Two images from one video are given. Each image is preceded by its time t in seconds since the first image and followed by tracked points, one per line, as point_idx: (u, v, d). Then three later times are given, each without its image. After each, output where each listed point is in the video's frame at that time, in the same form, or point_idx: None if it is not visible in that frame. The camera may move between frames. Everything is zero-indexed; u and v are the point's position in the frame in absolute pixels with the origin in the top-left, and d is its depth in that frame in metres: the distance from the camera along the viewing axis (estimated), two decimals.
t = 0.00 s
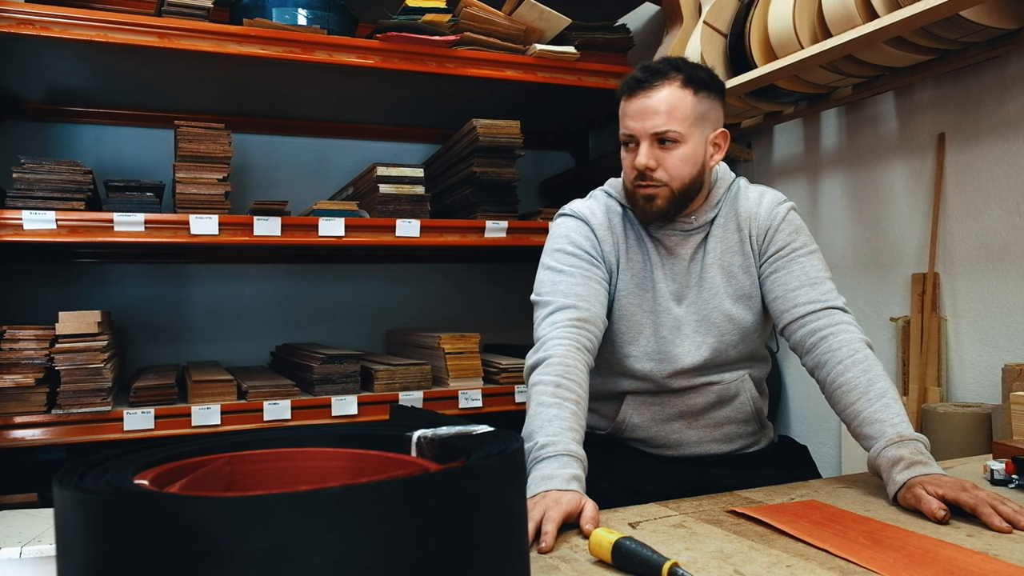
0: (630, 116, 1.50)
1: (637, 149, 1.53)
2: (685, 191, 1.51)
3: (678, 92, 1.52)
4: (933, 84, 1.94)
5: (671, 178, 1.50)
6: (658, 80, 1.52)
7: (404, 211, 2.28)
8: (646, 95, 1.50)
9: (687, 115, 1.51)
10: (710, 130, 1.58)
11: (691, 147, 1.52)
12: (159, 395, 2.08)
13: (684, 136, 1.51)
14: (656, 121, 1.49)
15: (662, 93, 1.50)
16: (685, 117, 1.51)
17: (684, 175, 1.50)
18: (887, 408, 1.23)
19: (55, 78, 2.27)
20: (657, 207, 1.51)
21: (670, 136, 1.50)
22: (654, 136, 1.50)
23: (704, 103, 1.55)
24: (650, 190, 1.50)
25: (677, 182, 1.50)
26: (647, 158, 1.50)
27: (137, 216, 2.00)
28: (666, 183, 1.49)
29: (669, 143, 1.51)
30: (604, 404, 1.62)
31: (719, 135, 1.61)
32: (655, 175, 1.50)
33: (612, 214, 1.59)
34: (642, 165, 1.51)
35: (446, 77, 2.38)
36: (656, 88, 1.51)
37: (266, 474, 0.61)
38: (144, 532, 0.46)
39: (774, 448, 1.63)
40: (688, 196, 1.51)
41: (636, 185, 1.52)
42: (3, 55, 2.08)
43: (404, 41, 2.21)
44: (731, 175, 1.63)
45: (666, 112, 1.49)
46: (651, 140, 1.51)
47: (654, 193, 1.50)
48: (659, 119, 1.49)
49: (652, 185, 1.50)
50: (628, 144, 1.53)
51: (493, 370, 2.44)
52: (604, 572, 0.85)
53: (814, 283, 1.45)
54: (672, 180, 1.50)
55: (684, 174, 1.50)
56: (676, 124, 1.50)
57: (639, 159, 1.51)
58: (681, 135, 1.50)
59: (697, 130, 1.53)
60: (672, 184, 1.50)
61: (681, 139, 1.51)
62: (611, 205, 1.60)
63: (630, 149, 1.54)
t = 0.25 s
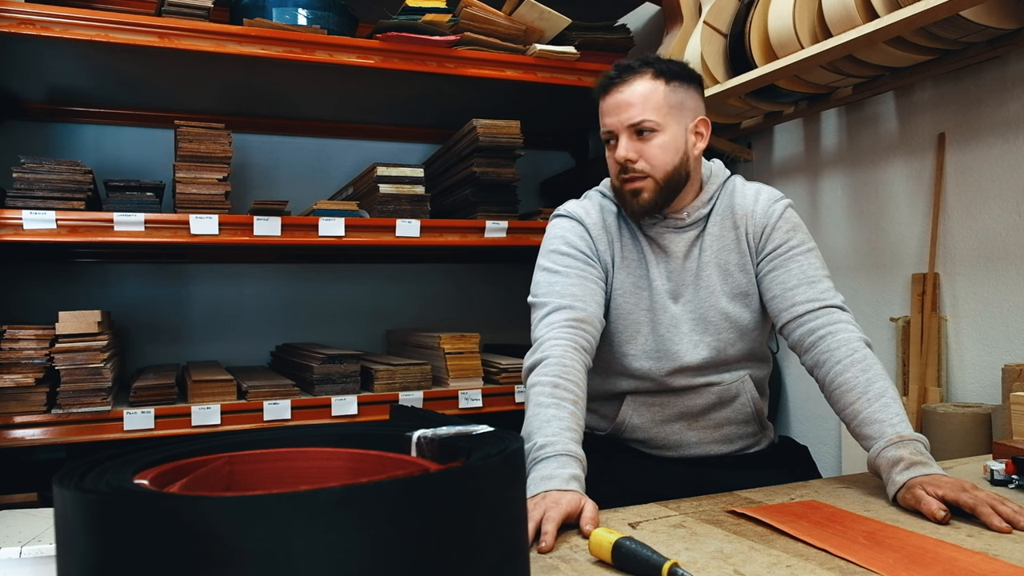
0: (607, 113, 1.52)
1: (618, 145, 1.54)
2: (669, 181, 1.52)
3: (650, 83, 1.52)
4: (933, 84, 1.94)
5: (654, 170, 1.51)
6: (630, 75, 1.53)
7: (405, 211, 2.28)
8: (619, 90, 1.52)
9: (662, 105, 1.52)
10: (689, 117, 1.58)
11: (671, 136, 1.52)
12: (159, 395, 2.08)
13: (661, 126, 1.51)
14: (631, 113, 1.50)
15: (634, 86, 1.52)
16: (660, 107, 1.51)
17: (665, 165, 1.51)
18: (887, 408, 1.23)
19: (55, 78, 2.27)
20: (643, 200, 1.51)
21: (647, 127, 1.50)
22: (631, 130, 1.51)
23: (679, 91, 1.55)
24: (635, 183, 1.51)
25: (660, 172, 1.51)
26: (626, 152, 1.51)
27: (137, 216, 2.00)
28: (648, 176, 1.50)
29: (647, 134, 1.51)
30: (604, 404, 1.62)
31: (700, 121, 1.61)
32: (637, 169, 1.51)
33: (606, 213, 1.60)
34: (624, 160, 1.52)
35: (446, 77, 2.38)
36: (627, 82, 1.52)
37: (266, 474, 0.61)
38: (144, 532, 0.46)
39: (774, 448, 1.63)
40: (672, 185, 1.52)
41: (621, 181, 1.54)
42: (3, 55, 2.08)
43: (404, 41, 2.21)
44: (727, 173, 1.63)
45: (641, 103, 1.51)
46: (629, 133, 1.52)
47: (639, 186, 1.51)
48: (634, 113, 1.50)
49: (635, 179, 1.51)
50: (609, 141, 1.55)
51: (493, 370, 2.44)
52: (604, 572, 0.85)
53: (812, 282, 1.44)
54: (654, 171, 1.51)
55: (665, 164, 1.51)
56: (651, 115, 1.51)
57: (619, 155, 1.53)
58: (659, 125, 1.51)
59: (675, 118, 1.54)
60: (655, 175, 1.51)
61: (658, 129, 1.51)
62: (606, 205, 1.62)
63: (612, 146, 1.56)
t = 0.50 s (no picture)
0: (597, 110, 1.55)
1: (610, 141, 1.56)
2: (661, 174, 1.53)
3: (638, 78, 1.55)
4: (933, 84, 1.94)
5: (645, 163, 1.52)
6: (618, 72, 1.56)
7: (404, 211, 2.28)
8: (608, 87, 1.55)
9: (651, 99, 1.54)
10: (680, 111, 1.59)
11: (661, 129, 1.54)
12: (159, 395, 2.08)
13: (651, 119, 1.53)
14: (620, 108, 1.53)
15: (623, 82, 1.54)
16: (649, 101, 1.53)
17: (655, 159, 1.52)
18: (887, 408, 1.23)
19: (55, 78, 2.27)
20: (636, 193, 1.52)
21: (637, 121, 1.52)
22: (621, 125, 1.53)
23: (668, 86, 1.57)
24: (627, 178, 1.53)
25: (650, 166, 1.52)
26: (618, 147, 1.53)
27: (137, 216, 2.00)
28: (639, 170, 1.52)
29: (638, 129, 1.53)
30: (603, 404, 1.62)
31: (691, 115, 1.62)
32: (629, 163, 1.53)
33: (603, 212, 1.61)
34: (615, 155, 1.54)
35: (446, 77, 2.38)
36: (616, 79, 1.55)
37: (266, 474, 0.61)
38: (144, 532, 0.46)
39: (774, 448, 1.62)
40: (663, 179, 1.53)
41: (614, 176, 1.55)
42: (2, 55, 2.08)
43: (404, 41, 2.21)
44: (724, 172, 1.63)
45: (630, 98, 1.53)
46: (620, 129, 1.54)
47: (631, 179, 1.53)
48: (623, 108, 1.52)
49: (627, 174, 1.53)
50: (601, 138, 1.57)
51: (493, 370, 2.44)
52: (604, 572, 0.85)
53: (812, 281, 1.44)
54: (646, 164, 1.52)
55: (655, 158, 1.52)
56: (641, 109, 1.53)
57: (610, 151, 1.54)
58: (648, 118, 1.53)
59: (665, 111, 1.55)
60: (646, 169, 1.52)
61: (648, 123, 1.53)
62: (602, 204, 1.63)
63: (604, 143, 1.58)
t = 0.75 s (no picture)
0: (594, 102, 1.57)
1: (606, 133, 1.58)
2: (654, 166, 1.54)
3: (637, 71, 1.57)
4: (933, 84, 1.94)
5: (638, 154, 1.54)
6: (617, 65, 1.58)
7: (404, 211, 2.28)
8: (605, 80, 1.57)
9: (648, 92, 1.56)
10: (678, 107, 1.61)
11: (657, 122, 1.55)
12: (159, 395, 2.08)
13: (647, 112, 1.55)
14: (617, 100, 1.55)
15: (621, 75, 1.56)
16: (646, 93, 1.55)
17: (649, 150, 1.54)
18: (887, 408, 1.23)
19: (55, 78, 2.27)
20: (629, 183, 1.53)
21: (633, 112, 1.54)
22: (617, 116, 1.55)
23: (666, 81, 1.59)
24: (620, 168, 1.54)
25: (644, 157, 1.53)
26: (613, 137, 1.55)
27: (137, 216, 2.00)
28: (633, 159, 1.53)
29: (633, 120, 1.55)
30: (602, 405, 1.62)
31: (688, 112, 1.64)
32: (623, 153, 1.54)
33: (598, 212, 1.61)
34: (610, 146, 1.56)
35: (446, 77, 2.38)
36: (614, 72, 1.57)
37: (266, 474, 0.61)
38: (145, 532, 0.46)
39: (775, 449, 1.62)
40: (657, 170, 1.54)
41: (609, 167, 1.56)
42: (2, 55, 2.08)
43: (404, 41, 2.21)
44: (722, 170, 1.64)
45: (627, 90, 1.55)
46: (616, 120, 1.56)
47: (624, 169, 1.53)
48: (620, 99, 1.55)
49: (620, 163, 1.54)
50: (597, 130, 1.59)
51: (493, 370, 2.44)
52: (604, 572, 0.85)
53: (810, 281, 1.44)
54: (640, 155, 1.53)
55: (649, 149, 1.54)
56: (637, 101, 1.55)
57: (606, 140, 1.56)
58: (644, 110, 1.55)
59: (661, 105, 1.57)
60: (639, 159, 1.53)
61: (644, 115, 1.55)
62: (598, 204, 1.63)
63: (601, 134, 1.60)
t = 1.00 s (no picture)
0: (604, 99, 1.55)
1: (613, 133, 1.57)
2: (657, 173, 1.53)
3: (651, 74, 1.56)
4: (933, 84, 1.94)
5: (643, 159, 1.53)
6: (633, 64, 1.57)
7: (404, 211, 2.28)
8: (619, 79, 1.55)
9: (660, 97, 1.55)
10: (687, 113, 1.61)
11: (664, 128, 1.55)
12: (159, 395, 2.08)
13: (656, 117, 1.54)
14: (628, 102, 1.53)
15: (634, 76, 1.55)
16: (657, 98, 1.54)
17: (655, 157, 1.53)
18: (886, 408, 1.23)
19: (55, 78, 2.27)
20: (630, 188, 1.53)
21: (642, 116, 1.53)
22: (627, 117, 1.54)
23: (678, 86, 1.58)
24: (623, 171, 1.54)
25: (649, 163, 1.53)
26: (619, 138, 1.54)
27: (137, 216, 2.00)
28: (637, 164, 1.52)
29: (642, 124, 1.54)
30: (601, 404, 1.62)
31: (697, 120, 1.63)
32: (627, 157, 1.53)
33: (597, 211, 1.61)
34: (615, 147, 1.55)
35: (446, 77, 2.38)
36: (628, 72, 1.55)
37: (266, 474, 0.61)
38: (145, 532, 0.46)
39: (774, 449, 1.62)
40: (660, 178, 1.54)
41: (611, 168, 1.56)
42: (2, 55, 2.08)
43: (404, 41, 2.21)
44: (721, 171, 1.64)
45: (638, 93, 1.53)
46: (624, 121, 1.55)
47: (626, 174, 1.53)
48: (632, 100, 1.53)
49: (624, 166, 1.53)
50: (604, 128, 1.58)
51: (493, 370, 2.44)
52: (604, 572, 0.85)
53: (809, 281, 1.45)
54: (644, 161, 1.53)
55: (655, 156, 1.53)
56: (647, 106, 1.53)
57: (612, 140, 1.55)
58: (653, 116, 1.54)
59: (671, 111, 1.56)
60: (644, 165, 1.53)
61: (653, 121, 1.54)
62: (597, 203, 1.63)
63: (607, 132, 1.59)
